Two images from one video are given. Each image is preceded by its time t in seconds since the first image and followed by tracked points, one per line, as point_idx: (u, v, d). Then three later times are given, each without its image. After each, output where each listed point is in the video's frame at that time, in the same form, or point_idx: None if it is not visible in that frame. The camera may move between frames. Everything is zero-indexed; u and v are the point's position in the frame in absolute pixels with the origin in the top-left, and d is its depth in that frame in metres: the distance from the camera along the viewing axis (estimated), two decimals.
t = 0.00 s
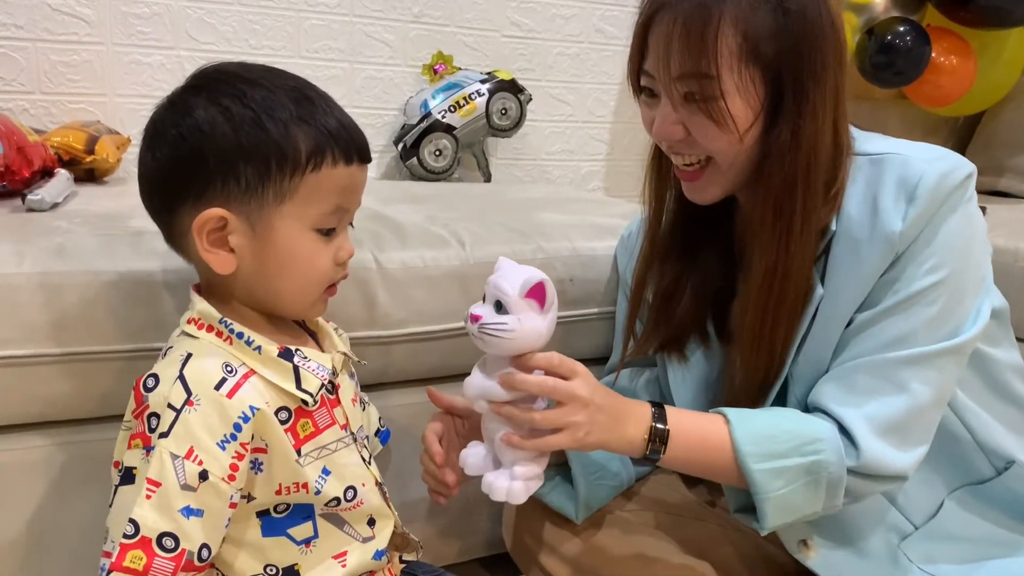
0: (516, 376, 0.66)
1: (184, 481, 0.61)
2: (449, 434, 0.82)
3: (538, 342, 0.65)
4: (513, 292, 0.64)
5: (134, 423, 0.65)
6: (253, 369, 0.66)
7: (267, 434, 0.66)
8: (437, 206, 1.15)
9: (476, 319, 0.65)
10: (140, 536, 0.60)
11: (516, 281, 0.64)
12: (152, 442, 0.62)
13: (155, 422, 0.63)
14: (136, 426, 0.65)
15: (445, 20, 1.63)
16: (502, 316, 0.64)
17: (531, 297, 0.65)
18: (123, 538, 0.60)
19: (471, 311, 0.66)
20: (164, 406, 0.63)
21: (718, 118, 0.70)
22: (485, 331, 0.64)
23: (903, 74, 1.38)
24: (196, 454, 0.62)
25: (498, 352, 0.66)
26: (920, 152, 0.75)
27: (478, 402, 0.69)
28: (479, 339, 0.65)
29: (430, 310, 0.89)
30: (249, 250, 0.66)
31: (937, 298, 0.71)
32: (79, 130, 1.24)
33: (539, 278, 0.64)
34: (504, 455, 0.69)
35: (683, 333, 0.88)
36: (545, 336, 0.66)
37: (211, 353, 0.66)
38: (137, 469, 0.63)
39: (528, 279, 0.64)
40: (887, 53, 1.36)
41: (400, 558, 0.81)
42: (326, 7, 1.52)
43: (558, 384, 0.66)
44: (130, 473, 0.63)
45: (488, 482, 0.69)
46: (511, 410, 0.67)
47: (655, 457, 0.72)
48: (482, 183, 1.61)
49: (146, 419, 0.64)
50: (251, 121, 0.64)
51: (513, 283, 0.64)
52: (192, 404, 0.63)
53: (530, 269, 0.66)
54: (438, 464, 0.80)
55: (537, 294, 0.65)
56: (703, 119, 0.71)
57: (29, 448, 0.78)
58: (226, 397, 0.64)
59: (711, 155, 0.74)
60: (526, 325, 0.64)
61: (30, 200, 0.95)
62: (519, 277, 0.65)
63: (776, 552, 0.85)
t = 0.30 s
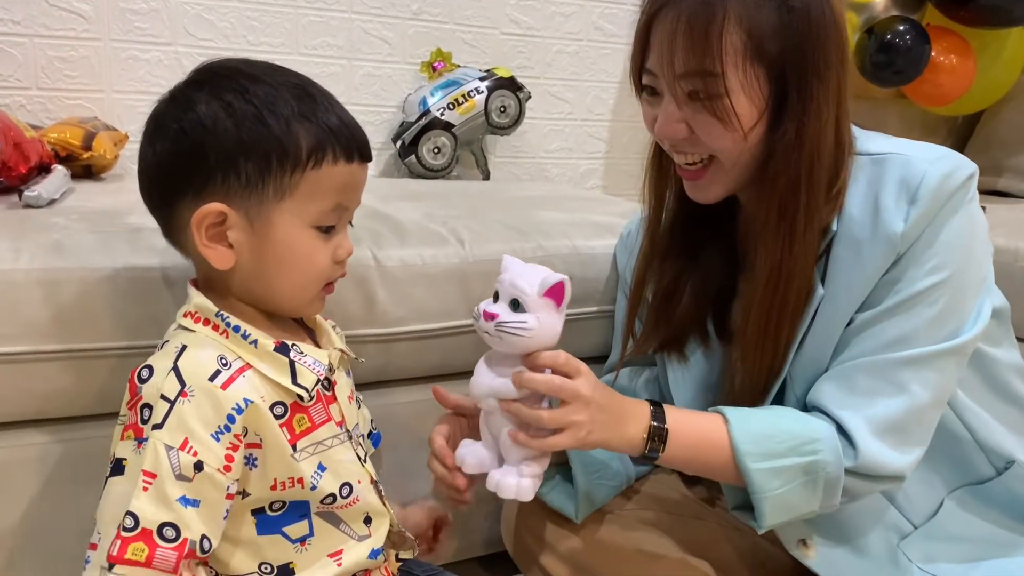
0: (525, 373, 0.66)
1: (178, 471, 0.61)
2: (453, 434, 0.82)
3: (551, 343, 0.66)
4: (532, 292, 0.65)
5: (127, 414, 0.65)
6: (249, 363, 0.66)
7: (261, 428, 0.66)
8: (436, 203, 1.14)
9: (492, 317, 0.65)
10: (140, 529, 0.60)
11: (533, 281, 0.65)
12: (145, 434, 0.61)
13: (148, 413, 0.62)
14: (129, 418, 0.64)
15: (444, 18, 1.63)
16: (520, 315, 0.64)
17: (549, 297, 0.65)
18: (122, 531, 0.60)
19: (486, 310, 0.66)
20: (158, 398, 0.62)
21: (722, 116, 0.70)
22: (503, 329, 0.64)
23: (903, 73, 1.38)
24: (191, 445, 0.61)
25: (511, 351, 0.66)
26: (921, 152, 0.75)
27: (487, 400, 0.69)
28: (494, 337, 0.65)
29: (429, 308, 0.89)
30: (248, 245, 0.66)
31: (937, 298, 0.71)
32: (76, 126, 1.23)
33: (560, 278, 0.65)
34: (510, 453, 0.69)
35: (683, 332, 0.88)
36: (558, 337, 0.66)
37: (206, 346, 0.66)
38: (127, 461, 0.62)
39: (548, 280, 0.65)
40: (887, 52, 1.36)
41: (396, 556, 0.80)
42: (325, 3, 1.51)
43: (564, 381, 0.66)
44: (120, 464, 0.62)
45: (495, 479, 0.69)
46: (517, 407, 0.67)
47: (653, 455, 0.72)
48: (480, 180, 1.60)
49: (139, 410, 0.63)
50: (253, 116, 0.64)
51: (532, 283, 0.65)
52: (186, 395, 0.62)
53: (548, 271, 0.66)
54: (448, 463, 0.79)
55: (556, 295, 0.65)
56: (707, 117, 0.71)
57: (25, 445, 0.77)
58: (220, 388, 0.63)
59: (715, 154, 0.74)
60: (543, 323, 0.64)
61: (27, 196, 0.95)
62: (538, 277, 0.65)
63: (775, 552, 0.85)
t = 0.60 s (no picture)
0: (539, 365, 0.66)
1: (192, 462, 0.60)
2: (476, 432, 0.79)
3: (559, 333, 0.67)
4: (540, 280, 0.65)
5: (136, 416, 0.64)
6: (256, 359, 0.66)
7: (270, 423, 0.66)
8: (435, 201, 1.14)
9: (507, 312, 0.64)
10: (177, 520, 0.59)
11: (539, 270, 0.66)
12: (159, 431, 0.61)
13: (160, 411, 0.62)
14: (139, 419, 0.63)
15: (443, 15, 1.62)
16: (533, 305, 0.65)
17: (556, 283, 0.66)
18: (159, 529, 0.59)
19: (496, 305, 0.65)
20: (169, 394, 0.62)
21: (726, 115, 0.70)
22: (521, 321, 0.64)
23: (901, 72, 1.38)
24: (205, 439, 0.61)
25: (523, 343, 0.66)
26: (921, 152, 0.75)
27: (505, 396, 0.68)
28: (510, 332, 0.65)
29: (428, 306, 0.89)
30: (257, 242, 0.65)
31: (935, 298, 0.71)
32: (73, 122, 1.23)
33: (565, 263, 0.66)
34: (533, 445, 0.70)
35: (682, 331, 0.88)
36: (565, 326, 0.67)
37: (214, 341, 0.65)
38: (143, 462, 0.61)
39: (553, 266, 0.66)
40: (885, 52, 1.36)
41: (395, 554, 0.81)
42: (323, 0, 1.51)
43: (575, 373, 0.66)
44: (136, 467, 0.61)
45: (527, 471, 0.69)
46: (532, 403, 0.66)
47: (644, 447, 0.72)
48: (478, 178, 1.60)
49: (150, 409, 0.62)
50: (267, 113, 0.64)
51: (539, 272, 0.66)
52: (197, 389, 0.62)
53: (548, 259, 0.67)
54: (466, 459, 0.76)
55: (562, 280, 0.67)
56: (711, 117, 0.71)
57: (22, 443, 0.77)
58: (231, 382, 0.63)
59: (718, 153, 0.74)
60: (556, 310, 0.65)
61: (24, 193, 0.95)
62: (543, 266, 0.66)
63: (774, 551, 0.85)
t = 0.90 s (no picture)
0: (541, 360, 0.66)
1: (273, 434, 0.60)
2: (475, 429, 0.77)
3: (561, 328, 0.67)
4: (544, 275, 0.65)
5: (183, 435, 0.60)
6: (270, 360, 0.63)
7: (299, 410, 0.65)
8: (431, 199, 1.14)
9: (513, 306, 0.64)
10: (298, 475, 0.61)
11: (543, 264, 0.66)
12: (228, 426, 0.59)
13: (216, 410, 0.59)
14: (190, 431, 0.59)
15: (439, 13, 1.62)
16: (538, 299, 0.65)
17: (559, 277, 0.66)
18: (288, 491, 0.60)
19: (501, 300, 0.65)
20: (219, 388, 0.59)
21: (727, 115, 0.70)
22: (528, 315, 0.64)
23: (897, 72, 1.39)
24: (270, 412, 0.61)
25: (525, 338, 0.66)
26: (916, 151, 0.75)
27: (505, 391, 0.67)
28: (516, 326, 0.65)
29: (424, 304, 0.89)
30: (267, 244, 0.65)
31: (929, 297, 0.71)
32: (68, 119, 1.22)
33: (569, 258, 0.66)
34: (529, 437, 0.69)
35: (677, 328, 0.88)
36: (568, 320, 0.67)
37: (230, 340, 0.62)
38: (229, 461, 0.59)
39: (556, 261, 0.66)
40: (881, 51, 1.36)
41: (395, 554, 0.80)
42: None
43: (576, 366, 0.66)
44: (225, 468, 0.59)
45: (524, 464, 0.69)
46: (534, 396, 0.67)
47: (640, 438, 0.73)
48: (474, 176, 1.60)
49: (203, 414, 0.59)
50: (280, 116, 0.64)
51: (542, 267, 0.65)
52: (239, 377, 0.60)
53: (550, 253, 0.67)
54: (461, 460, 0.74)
55: (565, 275, 0.66)
56: (711, 115, 0.71)
57: (15, 439, 0.77)
58: (265, 369, 0.62)
59: (718, 153, 0.74)
60: (560, 304, 0.66)
61: (19, 190, 0.95)
62: (546, 261, 0.66)
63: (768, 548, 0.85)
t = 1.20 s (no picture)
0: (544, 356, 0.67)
1: (238, 454, 0.59)
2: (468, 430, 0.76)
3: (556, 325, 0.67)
4: (541, 270, 0.66)
5: (151, 442, 0.61)
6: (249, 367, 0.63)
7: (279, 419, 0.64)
8: (426, 198, 1.14)
9: (517, 301, 0.64)
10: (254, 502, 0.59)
11: (539, 260, 0.67)
12: (192, 442, 0.59)
13: (184, 424, 0.59)
14: (161, 441, 0.60)
15: (434, 12, 1.62)
16: (539, 293, 0.65)
17: (553, 273, 0.68)
18: (239, 517, 0.59)
19: (503, 296, 0.65)
20: (188, 403, 0.59)
21: (727, 113, 0.70)
22: (533, 309, 0.64)
23: (891, 71, 1.39)
24: (239, 431, 0.60)
25: (525, 334, 0.66)
26: (914, 150, 0.75)
27: (509, 388, 0.67)
28: (521, 321, 0.65)
29: (420, 303, 0.89)
30: (250, 247, 0.64)
31: (927, 295, 0.72)
32: (63, 117, 1.22)
33: (562, 252, 0.68)
34: (531, 434, 0.70)
35: (674, 326, 0.88)
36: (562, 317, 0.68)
37: (210, 349, 0.62)
38: (191, 477, 0.59)
39: (550, 257, 0.67)
40: (876, 51, 1.36)
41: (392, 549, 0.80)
42: None
43: (580, 363, 0.67)
44: (186, 483, 0.59)
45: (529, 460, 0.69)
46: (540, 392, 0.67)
47: (645, 439, 0.73)
48: (469, 175, 1.60)
49: (173, 426, 0.60)
50: (256, 115, 0.63)
51: (539, 262, 0.66)
52: (210, 392, 0.60)
53: (541, 250, 0.68)
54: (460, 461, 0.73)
55: (558, 270, 0.68)
56: (712, 114, 0.71)
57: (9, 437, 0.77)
58: (240, 381, 0.61)
59: (718, 151, 0.74)
60: (558, 298, 0.66)
61: (13, 188, 0.94)
62: (541, 256, 0.67)
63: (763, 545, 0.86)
